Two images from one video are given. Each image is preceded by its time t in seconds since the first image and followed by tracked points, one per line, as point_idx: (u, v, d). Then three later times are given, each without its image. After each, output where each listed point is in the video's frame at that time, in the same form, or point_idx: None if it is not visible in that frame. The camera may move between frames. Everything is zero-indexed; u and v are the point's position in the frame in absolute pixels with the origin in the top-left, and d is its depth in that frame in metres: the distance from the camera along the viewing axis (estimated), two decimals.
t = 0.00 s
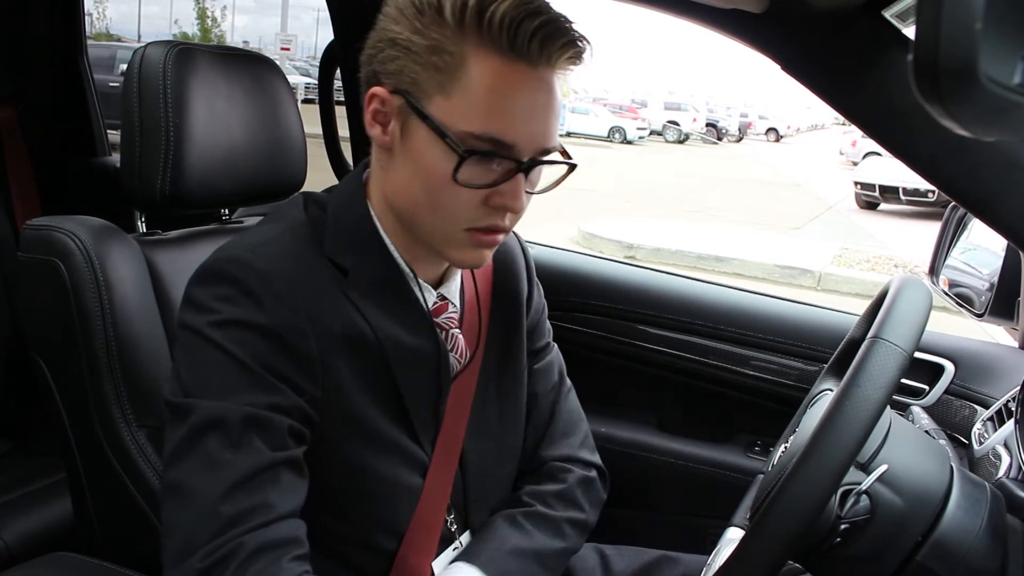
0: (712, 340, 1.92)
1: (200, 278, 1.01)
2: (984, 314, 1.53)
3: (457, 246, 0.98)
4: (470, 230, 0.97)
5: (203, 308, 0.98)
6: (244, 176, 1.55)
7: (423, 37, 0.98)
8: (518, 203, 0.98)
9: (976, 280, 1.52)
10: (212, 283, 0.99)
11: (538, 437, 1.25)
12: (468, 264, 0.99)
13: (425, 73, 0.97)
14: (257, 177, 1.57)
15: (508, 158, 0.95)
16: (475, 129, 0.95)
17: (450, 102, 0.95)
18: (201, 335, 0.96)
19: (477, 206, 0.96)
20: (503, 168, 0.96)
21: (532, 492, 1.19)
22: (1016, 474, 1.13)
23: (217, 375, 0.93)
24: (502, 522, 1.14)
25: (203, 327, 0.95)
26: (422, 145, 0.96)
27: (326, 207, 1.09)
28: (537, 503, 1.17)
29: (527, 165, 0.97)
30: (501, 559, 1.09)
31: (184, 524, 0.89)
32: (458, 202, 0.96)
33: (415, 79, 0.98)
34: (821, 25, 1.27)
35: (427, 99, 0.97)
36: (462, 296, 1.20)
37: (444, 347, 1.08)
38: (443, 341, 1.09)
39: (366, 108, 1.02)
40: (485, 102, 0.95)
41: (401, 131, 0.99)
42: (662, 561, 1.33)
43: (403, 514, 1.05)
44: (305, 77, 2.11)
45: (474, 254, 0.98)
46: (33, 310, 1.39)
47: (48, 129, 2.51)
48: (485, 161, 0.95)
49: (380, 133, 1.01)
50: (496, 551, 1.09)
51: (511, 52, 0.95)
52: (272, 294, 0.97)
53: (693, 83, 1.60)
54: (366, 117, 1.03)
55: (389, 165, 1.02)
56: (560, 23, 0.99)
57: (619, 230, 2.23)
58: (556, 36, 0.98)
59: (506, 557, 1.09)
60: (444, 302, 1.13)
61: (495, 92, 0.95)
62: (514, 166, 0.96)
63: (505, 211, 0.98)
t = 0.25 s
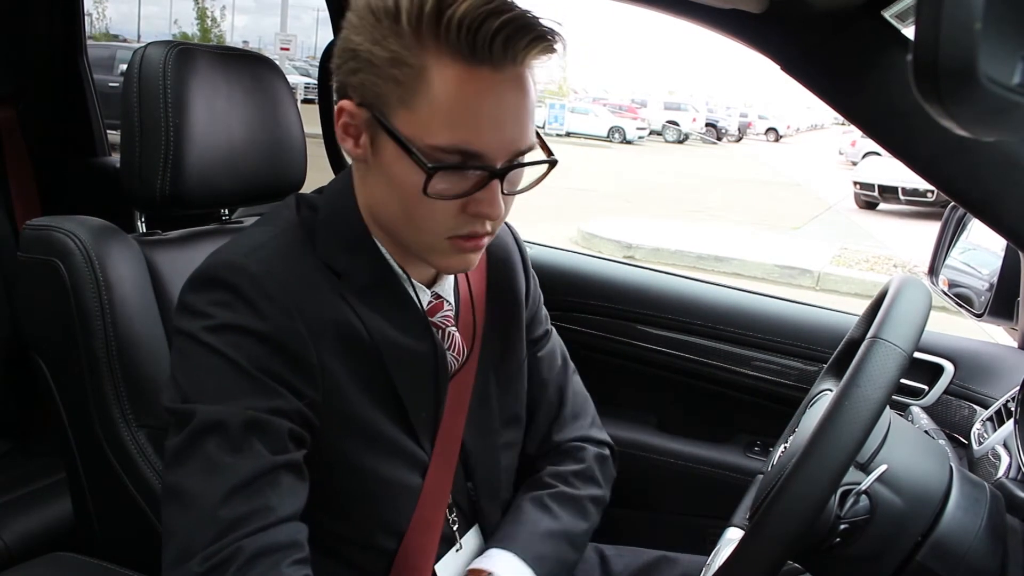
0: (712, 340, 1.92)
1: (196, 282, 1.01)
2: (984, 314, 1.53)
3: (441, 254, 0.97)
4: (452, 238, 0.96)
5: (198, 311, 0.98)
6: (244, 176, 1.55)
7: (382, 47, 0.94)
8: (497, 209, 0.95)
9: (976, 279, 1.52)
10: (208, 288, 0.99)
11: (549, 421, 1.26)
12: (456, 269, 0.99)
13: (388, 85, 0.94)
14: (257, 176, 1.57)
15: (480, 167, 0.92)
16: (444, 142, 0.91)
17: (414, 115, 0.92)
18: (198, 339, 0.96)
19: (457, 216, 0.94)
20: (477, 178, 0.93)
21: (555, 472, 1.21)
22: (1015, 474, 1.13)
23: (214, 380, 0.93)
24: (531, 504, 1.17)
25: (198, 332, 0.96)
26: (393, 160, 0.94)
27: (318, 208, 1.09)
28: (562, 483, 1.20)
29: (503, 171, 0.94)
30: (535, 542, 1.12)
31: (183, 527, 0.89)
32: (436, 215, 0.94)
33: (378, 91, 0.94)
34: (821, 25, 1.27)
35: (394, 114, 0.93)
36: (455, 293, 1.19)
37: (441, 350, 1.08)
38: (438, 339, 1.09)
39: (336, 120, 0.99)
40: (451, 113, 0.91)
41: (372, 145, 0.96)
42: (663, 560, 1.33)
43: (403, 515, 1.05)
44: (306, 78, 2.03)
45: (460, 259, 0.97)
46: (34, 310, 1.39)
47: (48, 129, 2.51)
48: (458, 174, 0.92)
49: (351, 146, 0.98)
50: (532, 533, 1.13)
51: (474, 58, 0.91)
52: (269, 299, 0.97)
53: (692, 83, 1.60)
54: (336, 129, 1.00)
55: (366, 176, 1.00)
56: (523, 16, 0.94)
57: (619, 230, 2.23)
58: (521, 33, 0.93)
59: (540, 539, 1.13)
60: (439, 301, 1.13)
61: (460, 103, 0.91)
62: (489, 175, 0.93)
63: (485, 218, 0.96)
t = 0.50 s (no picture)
0: (712, 340, 1.92)
1: (183, 286, 1.01)
2: (984, 314, 1.53)
3: (430, 265, 0.97)
4: (440, 249, 0.96)
5: (187, 314, 0.98)
6: (243, 176, 1.55)
7: (359, 61, 0.93)
8: (484, 219, 0.95)
9: (976, 279, 1.52)
10: (194, 293, 0.99)
11: (538, 422, 1.24)
12: (445, 279, 0.98)
13: (366, 99, 0.93)
14: (257, 176, 1.57)
15: (463, 179, 0.92)
16: (426, 157, 0.91)
17: (394, 129, 0.91)
18: (188, 342, 0.96)
19: (443, 228, 0.94)
20: (461, 190, 0.92)
21: (539, 483, 1.18)
22: (1015, 474, 1.13)
23: (202, 384, 0.93)
24: (510, 518, 1.14)
25: (186, 336, 0.96)
26: (377, 176, 0.94)
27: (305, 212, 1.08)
28: (544, 496, 1.17)
29: (488, 182, 0.93)
30: (508, 560, 1.08)
31: (177, 529, 0.90)
32: (422, 228, 0.94)
33: (358, 106, 0.94)
34: (821, 25, 1.27)
35: (375, 130, 0.93)
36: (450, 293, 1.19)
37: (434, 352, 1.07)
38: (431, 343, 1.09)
39: (319, 135, 0.99)
40: (431, 127, 0.90)
41: (354, 159, 0.96)
42: (662, 560, 1.33)
43: (401, 516, 1.05)
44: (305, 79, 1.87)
45: (450, 270, 0.97)
46: (32, 310, 1.39)
47: (48, 128, 2.51)
48: (442, 188, 0.92)
49: (335, 160, 0.98)
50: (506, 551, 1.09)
51: (451, 70, 0.90)
52: (257, 305, 0.97)
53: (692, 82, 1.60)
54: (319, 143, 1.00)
55: (352, 189, 1.00)
56: (501, 21, 0.93)
57: (619, 230, 2.23)
58: (499, 39, 0.92)
59: (515, 555, 1.09)
60: (431, 303, 1.13)
61: (439, 117, 0.90)
62: (473, 187, 0.92)
63: (471, 228, 0.95)
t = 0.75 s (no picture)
0: (711, 339, 1.92)
1: (175, 286, 1.01)
2: (983, 313, 1.53)
3: (397, 249, 0.96)
4: (406, 232, 0.95)
5: (180, 314, 0.98)
6: (243, 175, 1.54)
7: (331, 36, 0.94)
8: (448, 197, 0.93)
9: (975, 278, 1.52)
10: (185, 294, 0.99)
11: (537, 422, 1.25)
12: (414, 265, 0.97)
13: (333, 76, 0.94)
14: (257, 175, 1.57)
15: (422, 151, 0.91)
16: (384, 126, 0.91)
17: (354, 102, 0.92)
18: (178, 343, 0.96)
19: (406, 206, 0.93)
20: (421, 164, 0.92)
21: (538, 478, 1.19)
22: (1014, 473, 1.13)
23: (190, 384, 0.93)
24: (509, 512, 1.15)
25: (176, 337, 0.96)
26: (342, 151, 0.94)
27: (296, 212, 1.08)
28: (542, 491, 1.18)
29: (449, 155, 0.92)
30: (505, 555, 1.09)
31: (172, 530, 0.90)
32: (385, 204, 0.93)
33: (327, 83, 0.95)
34: (821, 24, 1.26)
35: (339, 102, 0.94)
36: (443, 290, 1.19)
37: (426, 350, 1.08)
38: (422, 343, 1.08)
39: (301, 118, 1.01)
40: (389, 95, 0.90)
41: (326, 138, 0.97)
42: (661, 560, 1.32)
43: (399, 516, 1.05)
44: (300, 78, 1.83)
45: (416, 254, 0.96)
46: (31, 309, 1.39)
47: (48, 128, 2.51)
48: (400, 158, 0.91)
49: (315, 142, 1.00)
50: (503, 545, 1.10)
51: (412, 38, 0.90)
52: (247, 305, 0.96)
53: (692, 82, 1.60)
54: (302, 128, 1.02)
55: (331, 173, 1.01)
56: None
57: (618, 230, 2.23)
58: (459, 12, 0.92)
59: (512, 547, 1.10)
60: (423, 303, 1.12)
61: (396, 84, 0.90)
62: (433, 159, 0.92)
63: (436, 207, 0.94)
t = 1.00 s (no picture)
0: (710, 338, 1.92)
1: (176, 284, 1.00)
2: (982, 312, 1.53)
3: (376, 231, 0.99)
4: (383, 211, 0.98)
5: (181, 312, 0.97)
6: (241, 174, 1.54)
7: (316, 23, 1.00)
8: (423, 174, 0.96)
9: (975, 277, 1.52)
10: (188, 293, 0.98)
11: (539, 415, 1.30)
12: (393, 247, 1.00)
13: (317, 62, 0.99)
14: (256, 174, 1.57)
15: (395, 126, 0.95)
16: (357, 101, 0.95)
17: (333, 83, 0.97)
18: (181, 342, 0.95)
19: (382, 184, 0.96)
20: (394, 139, 0.95)
21: (550, 432, 1.29)
22: (1013, 472, 1.13)
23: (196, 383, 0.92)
24: (533, 464, 1.23)
25: (180, 336, 0.95)
26: (324, 132, 0.99)
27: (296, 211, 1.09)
28: (557, 443, 1.28)
29: (421, 130, 0.96)
30: (541, 496, 1.19)
31: (175, 530, 0.89)
32: (363, 183, 0.97)
33: (313, 70, 1.00)
34: (820, 24, 1.26)
35: (320, 84, 0.99)
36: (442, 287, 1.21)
37: (428, 346, 1.08)
38: (425, 338, 1.09)
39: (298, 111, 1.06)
40: (361, 71, 0.95)
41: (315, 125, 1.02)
42: (661, 559, 1.33)
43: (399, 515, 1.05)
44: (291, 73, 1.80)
45: (394, 234, 0.99)
46: (31, 306, 1.39)
47: (47, 128, 2.51)
48: (372, 133, 0.95)
49: (307, 132, 1.05)
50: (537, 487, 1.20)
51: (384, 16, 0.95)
52: (252, 302, 0.96)
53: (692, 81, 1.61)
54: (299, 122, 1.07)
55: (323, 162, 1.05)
56: None
57: (618, 229, 2.23)
58: None
59: (546, 490, 1.20)
60: (424, 298, 1.14)
61: (367, 60, 0.94)
62: (404, 134, 0.95)
63: (412, 185, 0.96)
